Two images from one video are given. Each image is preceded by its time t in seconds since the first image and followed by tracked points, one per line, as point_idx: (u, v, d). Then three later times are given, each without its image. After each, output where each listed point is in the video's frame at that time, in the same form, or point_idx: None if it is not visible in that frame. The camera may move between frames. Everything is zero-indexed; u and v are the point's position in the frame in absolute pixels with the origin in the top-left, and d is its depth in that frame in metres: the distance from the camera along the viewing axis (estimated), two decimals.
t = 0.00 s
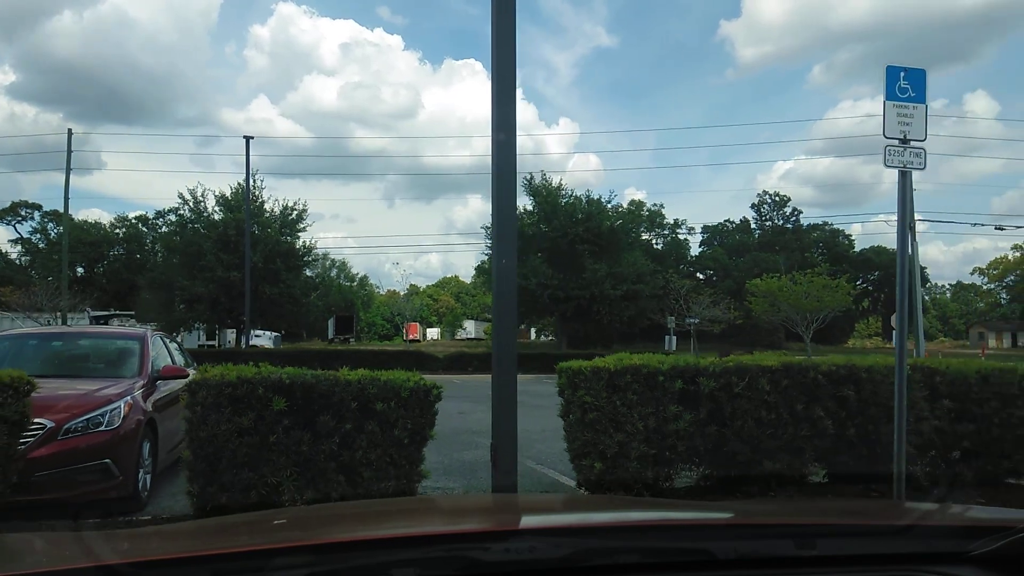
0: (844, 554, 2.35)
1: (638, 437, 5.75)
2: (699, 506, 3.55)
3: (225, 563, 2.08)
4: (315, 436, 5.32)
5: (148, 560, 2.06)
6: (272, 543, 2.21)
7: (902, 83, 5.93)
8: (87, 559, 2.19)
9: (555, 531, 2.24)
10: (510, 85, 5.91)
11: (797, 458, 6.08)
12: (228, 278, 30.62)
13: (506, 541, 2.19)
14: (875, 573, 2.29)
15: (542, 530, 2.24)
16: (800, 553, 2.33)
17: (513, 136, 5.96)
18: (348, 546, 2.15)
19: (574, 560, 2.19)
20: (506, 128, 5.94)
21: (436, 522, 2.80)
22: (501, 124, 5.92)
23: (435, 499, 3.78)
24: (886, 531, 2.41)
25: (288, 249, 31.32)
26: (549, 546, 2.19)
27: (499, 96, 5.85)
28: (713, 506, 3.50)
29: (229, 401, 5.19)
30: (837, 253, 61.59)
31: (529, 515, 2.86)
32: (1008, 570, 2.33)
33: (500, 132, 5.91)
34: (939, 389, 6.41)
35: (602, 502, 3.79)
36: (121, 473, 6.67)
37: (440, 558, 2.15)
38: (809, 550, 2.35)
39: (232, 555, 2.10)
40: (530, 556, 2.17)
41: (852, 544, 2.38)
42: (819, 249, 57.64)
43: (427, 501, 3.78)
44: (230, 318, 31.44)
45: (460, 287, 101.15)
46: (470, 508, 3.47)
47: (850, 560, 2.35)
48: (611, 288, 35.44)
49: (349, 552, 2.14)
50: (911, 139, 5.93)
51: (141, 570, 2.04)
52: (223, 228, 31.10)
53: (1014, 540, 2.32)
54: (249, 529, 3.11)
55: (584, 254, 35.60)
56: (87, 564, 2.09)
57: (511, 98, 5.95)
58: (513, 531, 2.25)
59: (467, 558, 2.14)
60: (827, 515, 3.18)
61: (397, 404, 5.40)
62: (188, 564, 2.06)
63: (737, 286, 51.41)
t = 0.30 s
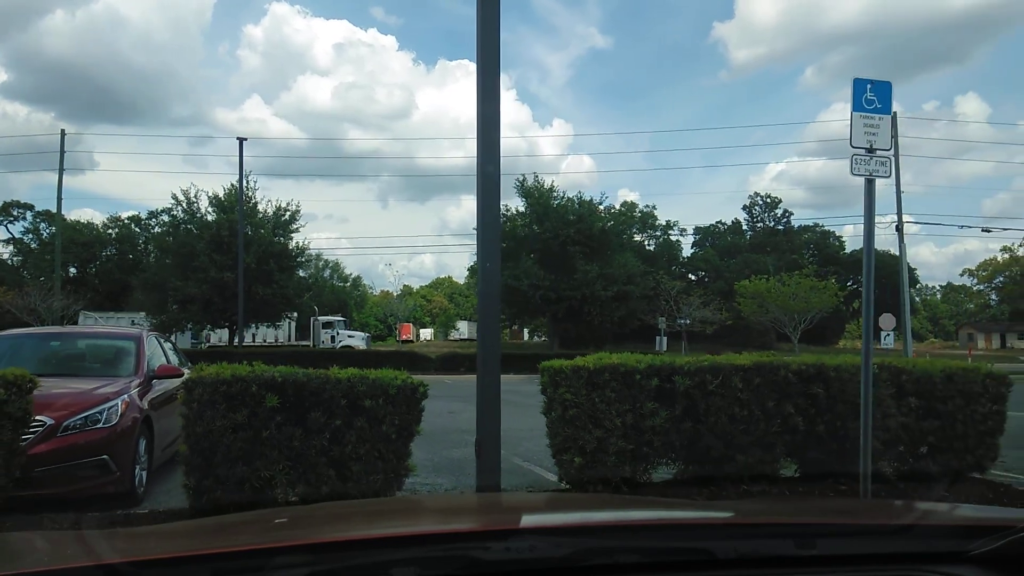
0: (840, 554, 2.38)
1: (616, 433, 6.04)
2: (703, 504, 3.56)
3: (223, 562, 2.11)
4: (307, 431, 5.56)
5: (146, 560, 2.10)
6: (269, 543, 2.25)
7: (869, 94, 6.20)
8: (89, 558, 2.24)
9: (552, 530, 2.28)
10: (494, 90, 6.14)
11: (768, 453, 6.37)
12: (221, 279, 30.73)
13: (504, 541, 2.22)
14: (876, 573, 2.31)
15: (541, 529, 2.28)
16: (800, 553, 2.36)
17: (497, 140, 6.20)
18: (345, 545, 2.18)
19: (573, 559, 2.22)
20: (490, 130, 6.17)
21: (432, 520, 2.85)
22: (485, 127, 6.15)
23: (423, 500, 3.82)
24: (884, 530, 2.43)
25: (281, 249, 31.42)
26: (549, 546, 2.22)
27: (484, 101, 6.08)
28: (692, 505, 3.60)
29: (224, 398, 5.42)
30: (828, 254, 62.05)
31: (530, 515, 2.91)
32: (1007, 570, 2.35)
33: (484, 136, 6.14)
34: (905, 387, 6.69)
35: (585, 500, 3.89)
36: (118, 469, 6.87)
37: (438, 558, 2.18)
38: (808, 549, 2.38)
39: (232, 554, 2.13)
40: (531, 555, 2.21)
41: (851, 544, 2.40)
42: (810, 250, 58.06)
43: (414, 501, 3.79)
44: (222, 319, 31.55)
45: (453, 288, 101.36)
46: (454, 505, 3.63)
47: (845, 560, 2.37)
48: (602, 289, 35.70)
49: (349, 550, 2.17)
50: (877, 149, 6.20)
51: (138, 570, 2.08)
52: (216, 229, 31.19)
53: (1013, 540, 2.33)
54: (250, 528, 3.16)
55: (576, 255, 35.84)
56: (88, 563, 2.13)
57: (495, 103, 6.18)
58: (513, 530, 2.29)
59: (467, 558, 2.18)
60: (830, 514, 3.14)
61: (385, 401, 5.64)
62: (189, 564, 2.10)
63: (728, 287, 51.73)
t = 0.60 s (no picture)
0: (840, 554, 2.47)
1: (592, 430, 6.28)
2: (710, 505, 3.71)
3: (226, 561, 2.21)
4: (293, 429, 5.76)
5: (145, 560, 2.20)
6: (269, 545, 2.33)
7: (835, 105, 6.47)
8: (89, 559, 2.33)
9: (550, 531, 2.35)
10: (476, 97, 6.33)
11: (737, 449, 6.64)
12: (209, 279, 30.75)
13: (505, 541, 2.30)
14: (876, 572, 2.39)
15: (540, 530, 2.36)
16: (800, 553, 2.45)
17: (479, 147, 6.40)
18: (343, 546, 2.26)
19: (573, 559, 2.29)
20: (472, 136, 6.37)
21: (423, 521, 2.96)
22: (468, 134, 6.34)
23: (407, 501, 3.95)
24: (885, 531, 2.52)
25: (269, 250, 31.47)
26: (548, 546, 2.30)
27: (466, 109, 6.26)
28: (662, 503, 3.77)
29: (213, 396, 5.62)
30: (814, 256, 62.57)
31: (531, 515, 3.02)
32: (1008, 570, 2.43)
33: (467, 143, 6.33)
34: (871, 386, 6.94)
35: (564, 500, 4.04)
36: (109, 466, 7.04)
37: (438, 558, 2.25)
38: (810, 550, 2.46)
39: (232, 555, 2.21)
40: (531, 555, 2.28)
41: (851, 544, 2.50)
42: (797, 252, 58.55)
43: (401, 504, 3.91)
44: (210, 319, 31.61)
45: (442, 289, 101.62)
46: (436, 505, 3.80)
47: (844, 560, 2.46)
48: (589, 290, 35.98)
49: (350, 551, 2.25)
50: (843, 157, 6.46)
51: (139, 571, 2.17)
52: (204, 229, 31.20)
53: (1011, 540, 2.42)
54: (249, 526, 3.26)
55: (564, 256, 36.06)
56: (89, 565, 2.22)
57: (477, 110, 6.38)
58: (514, 531, 2.37)
59: (467, 558, 2.26)
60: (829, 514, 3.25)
61: (369, 399, 5.84)
62: (190, 563, 2.19)
63: (715, 288, 52.14)
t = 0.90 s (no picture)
0: (839, 554, 2.53)
1: (567, 425, 6.51)
2: (704, 505, 3.81)
3: (231, 561, 2.26)
4: (276, 425, 5.93)
5: (147, 561, 2.25)
6: (266, 546, 2.38)
7: (801, 113, 6.72)
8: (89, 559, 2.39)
9: (548, 531, 2.42)
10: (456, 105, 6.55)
11: (708, 444, 6.89)
12: (195, 279, 30.70)
13: (505, 541, 2.37)
14: (876, 572, 2.45)
15: (539, 530, 2.42)
16: (799, 552, 2.51)
17: (459, 151, 6.58)
18: (342, 546, 2.31)
19: (573, 559, 2.35)
20: (452, 139, 6.55)
21: (408, 522, 3.07)
22: (449, 139, 6.52)
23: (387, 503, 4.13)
24: (885, 531, 2.58)
25: (255, 249, 31.45)
26: (549, 546, 2.36)
27: (448, 114, 6.44)
28: (629, 504, 3.91)
29: (198, 393, 5.78)
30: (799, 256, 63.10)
31: (529, 517, 3.09)
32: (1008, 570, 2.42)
33: (448, 147, 6.51)
34: (837, 383, 7.18)
35: (542, 500, 4.22)
36: (96, 463, 7.18)
37: (439, 558, 2.32)
38: (807, 549, 2.53)
39: (229, 555, 2.27)
40: (530, 555, 2.35)
41: (850, 544, 2.56)
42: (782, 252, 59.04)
43: (384, 505, 4.06)
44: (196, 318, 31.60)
45: (430, 288, 101.70)
46: (416, 506, 3.95)
47: (844, 560, 2.52)
48: (575, 290, 36.23)
49: (351, 552, 2.30)
50: (810, 163, 6.71)
51: (140, 570, 2.22)
52: (190, 228, 31.09)
53: (1011, 540, 2.40)
54: (248, 528, 3.35)
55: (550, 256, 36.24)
56: (91, 564, 2.29)
57: (457, 116, 6.58)
58: (514, 531, 2.44)
59: (468, 557, 2.32)
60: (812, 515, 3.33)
61: (351, 396, 6.03)
62: (192, 563, 2.24)
63: (700, 288, 52.53)
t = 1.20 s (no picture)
0: (842, 555, 2.50)
1: (545, 423, 6.65)
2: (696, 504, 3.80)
3: (229, 562, 2.31)
4: (259, 424, 6.04)
5: (144, 561, 2.31)
6: (262, 546, 2.42)
7: (773, 119, 6.90)
8: (89, 560, 2.48)
9: (548, 531, 2.42)
10: (437, 112, 6.71)
11: (682, 442, 7.07)
12: (179, 279, 30.61)
13: (505, 542, 2.38)
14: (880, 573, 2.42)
15: (540, 531, 2.43)
16: (800, 553, 2.48)
17: (440, 155, 6.72)
18: (334, 547, 2.35)
19: (571, 560, 2.35)
20: (432, 144, 6.69)
21: (388, 523, 3.16)
22: (429, 143, 6.67)
23: (366, 506, 4.25)
24: (886, 532, 2.55)
25: (240, 250, 31.42)
26: (548, 547, 2.37)
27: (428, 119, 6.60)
28: (598, 505, 4.02)
29: (182, 393, 5.90)
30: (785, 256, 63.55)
31: (528, 518, 3.11)
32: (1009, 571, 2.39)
33: (428, 151, 6.66)
34: (808, 382, 7.37)
35: (521, 502, 4.34)
36: (81, 463, 7.26)
37: (439, 558, 2.35)
38: (809, 550, 2.50)
39: (222, 557, 2.32)
40: (531, 556, 2.36)
41: (850, 544, 2.53)
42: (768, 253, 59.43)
43: (363, 506, 4.16)
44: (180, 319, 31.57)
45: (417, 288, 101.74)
46: (394, 509, 4.07)
47: (846, 561, 2.50)
48: (561, 291, 36.45)
49: (351, 552, 2.35)
50: (781, 168, 6.91)
51: (137, 570, 2.29)
52: (174, 228, 30.97)
53: (1014, 540, 2.37)
54: (244, 527, 3.41)
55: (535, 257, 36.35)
56: (87, 564, 2.38)
57: (437, 121, 6.72)
58: (515, 532, 2.45)
59: (466, 558, 2.34)
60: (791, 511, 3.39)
61: (332, 395, 6.16)
62: (183, 565, 2.30)
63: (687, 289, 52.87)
